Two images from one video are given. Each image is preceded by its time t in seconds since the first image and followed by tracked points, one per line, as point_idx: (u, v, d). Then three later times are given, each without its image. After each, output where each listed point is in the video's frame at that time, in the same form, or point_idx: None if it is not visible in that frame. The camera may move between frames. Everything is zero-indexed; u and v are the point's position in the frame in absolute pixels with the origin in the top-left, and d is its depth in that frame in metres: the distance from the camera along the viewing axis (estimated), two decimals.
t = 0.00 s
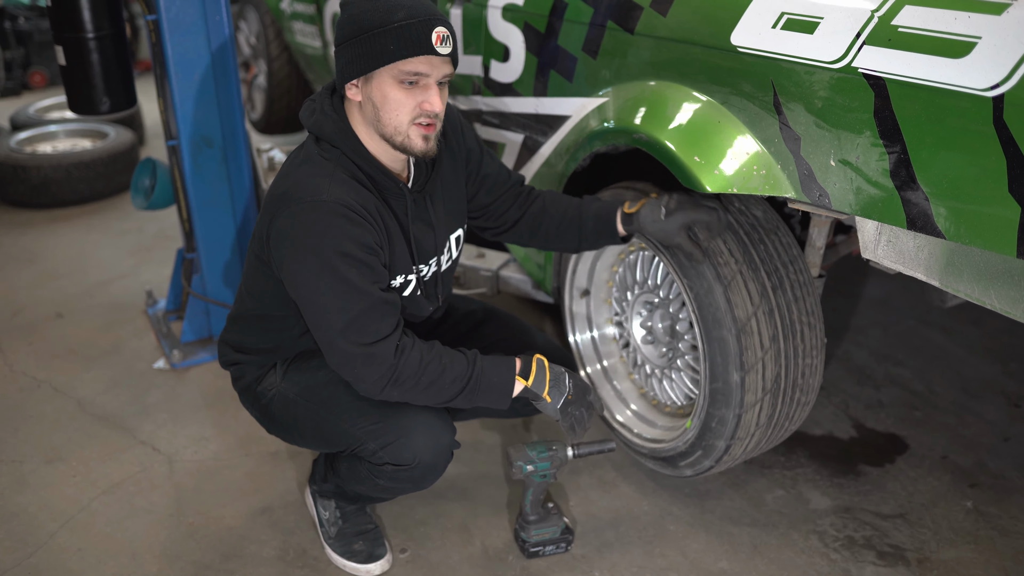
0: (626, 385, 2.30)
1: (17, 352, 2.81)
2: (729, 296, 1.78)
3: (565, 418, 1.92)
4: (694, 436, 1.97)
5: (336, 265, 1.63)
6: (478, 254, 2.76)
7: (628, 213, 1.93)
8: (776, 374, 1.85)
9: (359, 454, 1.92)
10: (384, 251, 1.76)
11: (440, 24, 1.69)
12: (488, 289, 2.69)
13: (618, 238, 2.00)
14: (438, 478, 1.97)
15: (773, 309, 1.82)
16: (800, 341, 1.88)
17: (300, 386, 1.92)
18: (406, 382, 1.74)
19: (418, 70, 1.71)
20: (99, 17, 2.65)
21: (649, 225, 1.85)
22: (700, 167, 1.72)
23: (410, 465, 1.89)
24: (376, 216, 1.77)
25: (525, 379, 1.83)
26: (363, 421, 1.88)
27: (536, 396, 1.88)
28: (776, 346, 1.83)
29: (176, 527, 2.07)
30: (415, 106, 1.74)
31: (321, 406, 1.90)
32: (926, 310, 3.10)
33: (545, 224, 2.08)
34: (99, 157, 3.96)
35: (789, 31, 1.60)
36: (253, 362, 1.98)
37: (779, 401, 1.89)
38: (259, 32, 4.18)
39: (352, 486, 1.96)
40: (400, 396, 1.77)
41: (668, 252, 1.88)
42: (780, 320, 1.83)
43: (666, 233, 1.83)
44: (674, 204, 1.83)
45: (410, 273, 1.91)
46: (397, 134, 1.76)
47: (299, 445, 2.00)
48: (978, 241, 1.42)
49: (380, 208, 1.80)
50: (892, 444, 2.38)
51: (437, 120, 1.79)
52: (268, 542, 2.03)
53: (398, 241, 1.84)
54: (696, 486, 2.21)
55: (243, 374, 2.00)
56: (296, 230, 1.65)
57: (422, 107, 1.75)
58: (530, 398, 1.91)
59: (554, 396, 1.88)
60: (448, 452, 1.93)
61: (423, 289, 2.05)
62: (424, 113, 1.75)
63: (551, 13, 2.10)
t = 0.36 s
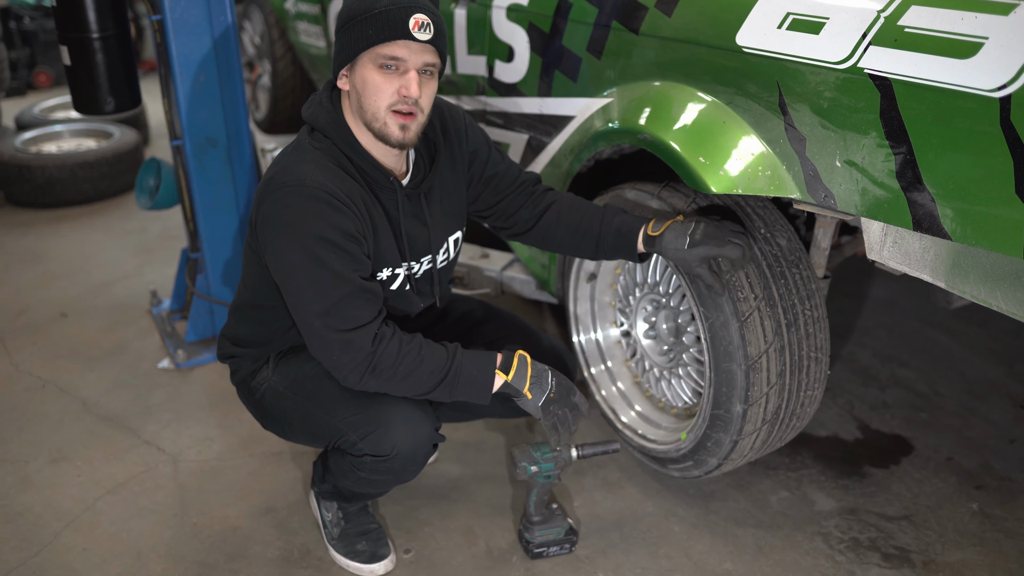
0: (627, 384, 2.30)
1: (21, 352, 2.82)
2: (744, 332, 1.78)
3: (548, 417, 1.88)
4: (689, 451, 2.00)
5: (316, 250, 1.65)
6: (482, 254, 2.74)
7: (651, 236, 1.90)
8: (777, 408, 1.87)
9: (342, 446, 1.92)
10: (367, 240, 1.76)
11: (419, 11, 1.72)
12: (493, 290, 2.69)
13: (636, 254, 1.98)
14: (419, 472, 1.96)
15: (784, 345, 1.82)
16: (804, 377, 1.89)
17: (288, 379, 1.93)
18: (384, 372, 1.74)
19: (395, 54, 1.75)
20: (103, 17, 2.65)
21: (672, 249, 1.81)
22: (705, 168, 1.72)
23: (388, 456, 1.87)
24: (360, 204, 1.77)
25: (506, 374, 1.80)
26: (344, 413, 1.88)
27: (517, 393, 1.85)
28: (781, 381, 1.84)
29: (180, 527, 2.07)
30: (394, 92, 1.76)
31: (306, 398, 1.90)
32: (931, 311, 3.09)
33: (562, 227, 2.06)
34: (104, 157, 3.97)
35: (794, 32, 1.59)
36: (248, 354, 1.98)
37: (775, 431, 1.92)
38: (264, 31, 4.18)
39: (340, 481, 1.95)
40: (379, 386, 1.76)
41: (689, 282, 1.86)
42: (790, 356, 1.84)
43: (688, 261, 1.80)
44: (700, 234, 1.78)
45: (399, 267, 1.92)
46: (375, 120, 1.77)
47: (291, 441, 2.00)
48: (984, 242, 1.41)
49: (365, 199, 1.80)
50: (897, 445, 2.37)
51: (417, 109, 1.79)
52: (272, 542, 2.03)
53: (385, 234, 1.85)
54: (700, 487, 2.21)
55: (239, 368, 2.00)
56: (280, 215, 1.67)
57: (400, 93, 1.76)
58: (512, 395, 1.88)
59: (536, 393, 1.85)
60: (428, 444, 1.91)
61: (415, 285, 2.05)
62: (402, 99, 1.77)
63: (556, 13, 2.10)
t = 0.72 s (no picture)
0: (639, 390, 2.29)
1: (31, 354, 2.84)
2: (743, 299, 1.78)
3: (550, 417, 1.89)
4: (710, 443, 1.95)
5: (319, 249, 1.65)
6: (490, 256, 2.73)
7: (638, 214, 1.93)
8: (790, 374, 1.84)
9: (346, 446, 1.91)
10: (370, 240, 1.77)
11: (420, 8, 1.72)
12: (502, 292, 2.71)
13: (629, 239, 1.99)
14: (423, 472, 1.96)
15: (786, 312, 1.81)
16: (815, 343, 1.87)
17: (292, 381, 1.93)
18: (387, 371, 1.74)
19: (397, 50, 1.75)
20: (113, 20, 2.66)
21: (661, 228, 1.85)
22: (714, 170, 1.71)
23: (393, 456, 1.88)
24: (363, 204, 1.77)
25: (509, 374, 1.81)
26: (348, 413, 1.88)
27: (520, 392, 1.86)
28: (790, 347, 1.82)
29: (188, 529, 2.08)
30: (395, 88, 1.76)
31: (311, 399, 1.90)
32: (941, 314, 3.08)
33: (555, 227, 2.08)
34: (113, 159, 3.99)
35: (804, 34, 1.59)
36: (251, 359, 2.00)
37: (793, 403, 1.88)
38: (273, 34, 4.19)
39: (346, 482, 1.95)
40: (382, 385, 1.76)
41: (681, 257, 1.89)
42: (794, 321, 1.82)
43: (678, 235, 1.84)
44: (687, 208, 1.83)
45: (401, 267, 1.92)
46: (377, 117, 1.77)
47: (296, 444, 2.00)
48: (996, 245, 1.40)
49: (368, 199, 1.81)
50: (906, 449, 2.36)
51: (419, 106, 1.79)
52: (280, 545, 2.04)
53: (388, 234, 1.85)
54: (709, 490, 2.20)
55: (242, 372, 2.01)
56: (284, 216, 1.67)
57: (401, 89, 1.76)
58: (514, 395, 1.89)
59: (538, 393, 1.86)
60: (432, 444, 1.92)
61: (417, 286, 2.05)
62: (403, 96, 1.77)
63: (564, 15, 2.11)
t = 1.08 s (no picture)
0: (643, 392, 2.29)
1: (36, 354, 2.84)
2: (757, 336, 1.78)
3: (554, 420, 1.90)
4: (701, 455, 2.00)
5: (324, 252, 1.65)
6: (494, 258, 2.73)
7: (594, 191, 2.05)
8: (792, 408, 1.86)
9: (350, 451, 1.92)
10: (374, 244, 1.77)
11: (426, 9, 1.72)
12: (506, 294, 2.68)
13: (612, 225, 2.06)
14: (427, 477, 1.96)
15: (796, 338, 1.82)
16: (791, 254, 1.86)
17: (296, 385, 1.93)
18: (391, 375, 1.74)
19: (403, 51, 1.75)
20: (117, 21, 2.67)
21: (617, 200, 1.96)
22: (718, 172, 1.72)
23: (396, 462, 1.88)
24: (367, 208, 1.77)
25: (513, 376, 1.82)
26: (352, 417, 1.88)
27: (525, 397, 1.86)
28: (781, 294, 1.81)
29: (192, 529, 2.08)
30: (402, 89, 1.76)
31: (315, 403, 1.91)
32: (946, 316, 3.07)
33: (520, 226, 2.19)
34: (117, 160, 3.99)
35: (809, 35, 1.59)
36: (256, 360, 2.00)
37: (792, 312, 1.82)
38: (277, 34, 4.20)
39: (349, 486, 1.95)
40: (386, 389, 1.77)
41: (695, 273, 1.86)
42: (760, 233, 1.85)
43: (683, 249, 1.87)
44: (632, 168, 1.97)
45: (405, 269, 1.91)
46: (383, 118, 1.78)
47: (300, 446, 2.00)
48: (1001, 247, 1.40)
49: (372, 201, 1.81)
50: (911, 450, 2.36)
51: (425, 106, 1.80)
52: (284, 546, 2.04)
53: (392, 236, 1.85)
54: (713, 491, 2.20)
55: (247, 373, 2.02)
56: (289, 220, 1.67)
57: (407, 89, 1.77)
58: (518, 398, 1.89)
59: (542, 396, 1.86)
60: (436, 451, 1.92)
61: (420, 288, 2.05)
62: (410, 97, 1.77)
63: (569, 16, 2.10)
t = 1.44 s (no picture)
0: (644, 396, 2.29)
1: (36, 358, 2.84)
2: (760, 354, 1.78)
3: (558, 431, 1.87)
4: (699, 462, 2.01)
5: (331, 259, 1.65)
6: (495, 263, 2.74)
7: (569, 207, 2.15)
8: (788, 426, 1.88)
9: (353, 459, 1.91)
10: (380, 250, 1.77)
11: (431, 11, 1.73)
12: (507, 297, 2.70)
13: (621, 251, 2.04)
14: (430, 488, 1.96)
15: (796, 340, 1.81)
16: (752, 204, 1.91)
17: (300, 391, 1.93)
18: (397, 383, 1.74)
19: (409, 54, 1.75)
20: (118, 24, 2.67)
21: (592, 214, 2.07)
22: (718, 175, 1.71)
23: (400, 472, 1.87)
24: (375, 215, 1.78)
25: (518, 388, 1.80)
26: (356, 425, 1.88)
27: (529, 406, 1.84)
28: (750, 235, 1.84)
29: (192, 534, 2.08)
30: (409, 92, 1.77)
31: (319, 410, 1.91)
32: (946, 319, 3.07)
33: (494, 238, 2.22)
34: (118, 163, 4.00)
35: (808, 38, 1.58)
36: (259, 366, 2.00)
37: (766, 250, 1.83)
38: (278, 38, 4.20)
39: (351, 492, 1.95)
40: (391, 398, 1.77)
41: (682, 259, 1.89)
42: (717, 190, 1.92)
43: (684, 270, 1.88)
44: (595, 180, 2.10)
45: (409, 274, 1.91)
46: (391, 121, 1.78)
47: (302, 452, 1.99)
48: (1000, 249, 1.40)
49: (378, 206, 1.81)
50: (911, 454, 2.35)
51: (432, 109, 1.80)
52: (283, 550, 2.04)
53: (397, 242, 1.85)
54: (713, 495, 2.20)
55: (249, 378, 2.01)
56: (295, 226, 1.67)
57: (415, 92, 1.77)
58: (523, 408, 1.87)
59: (547, 407, 1.84)
60: (441, 461, 1.91)
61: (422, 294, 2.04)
62: (418, 99, 1.77)
63: (569, 20, 2.11)
